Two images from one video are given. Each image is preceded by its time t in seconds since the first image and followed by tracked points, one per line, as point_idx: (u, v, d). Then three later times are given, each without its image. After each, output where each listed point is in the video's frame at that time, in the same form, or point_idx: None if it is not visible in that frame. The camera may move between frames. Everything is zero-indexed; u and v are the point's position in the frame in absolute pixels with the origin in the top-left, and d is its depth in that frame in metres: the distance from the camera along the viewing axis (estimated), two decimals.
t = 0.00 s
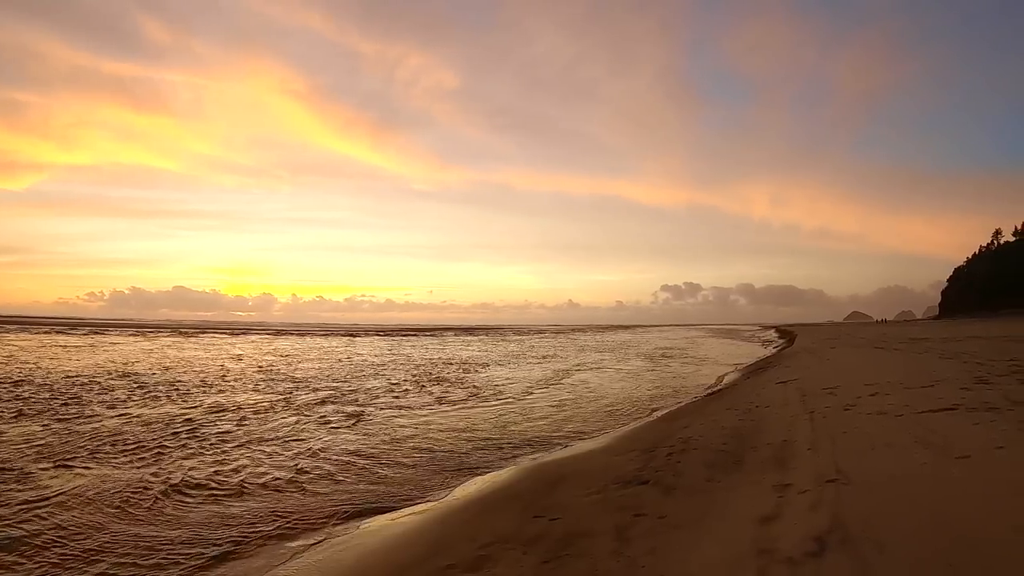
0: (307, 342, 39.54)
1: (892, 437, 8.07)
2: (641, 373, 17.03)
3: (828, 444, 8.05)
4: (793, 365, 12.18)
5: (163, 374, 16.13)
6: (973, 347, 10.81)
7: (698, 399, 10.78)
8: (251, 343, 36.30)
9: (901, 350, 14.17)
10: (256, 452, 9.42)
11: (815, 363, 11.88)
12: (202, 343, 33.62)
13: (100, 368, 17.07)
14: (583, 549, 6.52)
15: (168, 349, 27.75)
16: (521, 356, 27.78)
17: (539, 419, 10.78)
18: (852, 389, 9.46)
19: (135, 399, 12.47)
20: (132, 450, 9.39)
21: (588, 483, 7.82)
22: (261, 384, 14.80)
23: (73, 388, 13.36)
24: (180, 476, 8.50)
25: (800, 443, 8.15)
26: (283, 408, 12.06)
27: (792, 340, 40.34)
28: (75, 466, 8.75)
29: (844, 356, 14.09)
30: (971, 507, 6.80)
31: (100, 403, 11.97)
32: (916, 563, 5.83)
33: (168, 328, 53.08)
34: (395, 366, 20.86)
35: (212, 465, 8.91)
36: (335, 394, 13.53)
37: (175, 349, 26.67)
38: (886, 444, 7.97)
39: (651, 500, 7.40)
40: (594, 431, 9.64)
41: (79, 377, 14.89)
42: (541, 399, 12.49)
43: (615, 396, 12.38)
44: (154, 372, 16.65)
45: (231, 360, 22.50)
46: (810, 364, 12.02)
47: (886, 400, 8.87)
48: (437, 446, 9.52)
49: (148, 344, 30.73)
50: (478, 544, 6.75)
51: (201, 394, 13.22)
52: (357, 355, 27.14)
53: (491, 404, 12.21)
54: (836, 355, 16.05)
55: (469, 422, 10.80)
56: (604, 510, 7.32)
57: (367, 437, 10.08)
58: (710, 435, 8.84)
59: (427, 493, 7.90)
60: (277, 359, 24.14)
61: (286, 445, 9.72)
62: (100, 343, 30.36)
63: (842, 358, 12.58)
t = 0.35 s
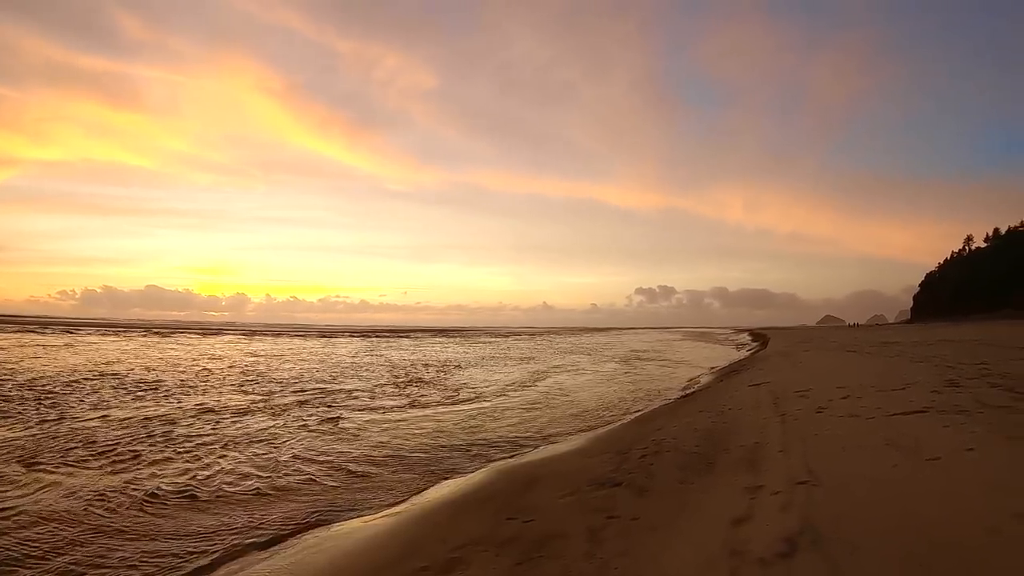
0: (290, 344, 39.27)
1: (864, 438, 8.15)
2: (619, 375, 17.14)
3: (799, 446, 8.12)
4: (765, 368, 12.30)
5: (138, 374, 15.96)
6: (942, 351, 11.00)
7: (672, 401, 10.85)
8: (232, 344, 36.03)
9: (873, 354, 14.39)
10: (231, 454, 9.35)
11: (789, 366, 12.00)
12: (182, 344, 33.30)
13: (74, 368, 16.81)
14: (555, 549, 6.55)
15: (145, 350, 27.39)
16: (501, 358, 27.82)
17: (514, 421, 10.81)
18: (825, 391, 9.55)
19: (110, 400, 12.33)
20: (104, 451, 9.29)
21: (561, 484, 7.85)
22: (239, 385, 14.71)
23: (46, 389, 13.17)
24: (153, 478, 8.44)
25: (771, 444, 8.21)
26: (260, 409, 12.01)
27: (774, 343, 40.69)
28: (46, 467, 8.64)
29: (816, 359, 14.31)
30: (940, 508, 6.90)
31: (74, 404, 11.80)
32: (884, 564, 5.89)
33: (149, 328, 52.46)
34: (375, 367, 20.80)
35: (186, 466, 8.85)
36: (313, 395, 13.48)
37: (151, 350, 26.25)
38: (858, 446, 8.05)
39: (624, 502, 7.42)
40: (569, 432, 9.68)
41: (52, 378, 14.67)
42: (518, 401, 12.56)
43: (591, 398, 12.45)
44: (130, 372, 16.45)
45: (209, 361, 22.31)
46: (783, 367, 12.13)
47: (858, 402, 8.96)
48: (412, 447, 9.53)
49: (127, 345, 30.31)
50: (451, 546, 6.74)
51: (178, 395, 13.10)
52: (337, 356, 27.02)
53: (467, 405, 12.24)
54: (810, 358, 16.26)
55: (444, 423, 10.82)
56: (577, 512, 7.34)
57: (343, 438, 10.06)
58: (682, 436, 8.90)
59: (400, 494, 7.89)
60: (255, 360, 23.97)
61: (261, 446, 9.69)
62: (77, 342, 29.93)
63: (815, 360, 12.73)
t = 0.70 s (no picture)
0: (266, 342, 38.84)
1: (826, 439, 8.26)
2: (589, 376, 17.27)
3: (761, 446, 8.20)
4: (731, 369, 12.44)
5: (103, 373, 15.65)
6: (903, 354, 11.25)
7: (639, 401, 10.94)
8: (208, 341, 35.55)
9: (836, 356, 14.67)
10: (198, 453, 9.28)
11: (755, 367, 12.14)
12: (155, 341, 32.73)
13: (36, 366, 16.44)
14: (519, 549, 6.57)
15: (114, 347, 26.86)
16: (472, 358, 27.81)
17: (481, 420, 10.84)
18: (788, 392, 9.66)
19: (75, 398, 12.09)
20: (66, 451, 9.13)
21: (526, 484, 7.88)
22: (209, 384, 14.54)
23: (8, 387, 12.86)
24: (115, 478, 8.33)
25: (734, 445, 8.29)
26: (230, 408, 11.90)
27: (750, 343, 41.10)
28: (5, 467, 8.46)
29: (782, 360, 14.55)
30: (898, 508, 7.03)
31: (38, 403, 11.58)
32: (843, 563, 5.98)
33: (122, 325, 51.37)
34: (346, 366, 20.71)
35: (150, 466, 8.75)
36: (284, 394, 13.41)
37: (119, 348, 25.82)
38: (820, 446, 8.15)
39: (589, 501, 7.47)
40: (535, 432, 9.72)
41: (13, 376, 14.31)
42: (486, 400, 12.59)
43: (560, 398, 12.51)
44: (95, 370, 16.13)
45: (177, 359, 21.98)
46: (749, 368, 12.28)
47: (821, 403, 9.08)
48: (378, 447, 9.52)
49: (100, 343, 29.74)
50: (416, 546, 6.73)
51: (145, 394, 12.93)
52: (308, 355, 26.79)
53: (437, 404, 12.25)
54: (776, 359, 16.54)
55: (411, 423, 10.81)
56: (541, 511, 7.37)
57: (310, 438, 10.01)
58: (647, 437, 8.96)
59: (366, 494, 7.87)
60: (226, 358, 23.68)
61: (228, 446, 9.61)
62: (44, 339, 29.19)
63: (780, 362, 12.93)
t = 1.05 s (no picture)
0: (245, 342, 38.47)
1: (793, 441, 8.35)
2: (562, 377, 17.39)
3: (727, 448, 8.28)
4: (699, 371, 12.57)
5: (71, 373, 15.36)
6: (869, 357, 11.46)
7: (608, 402, 11.01)
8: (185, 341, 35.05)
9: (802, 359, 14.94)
10: (167, 454, 9.18)
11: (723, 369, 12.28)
12: (130, 341, 32.18)
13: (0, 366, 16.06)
14: (486, 549, 6.57)
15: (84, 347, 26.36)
16: (445, 359, 27.85)
17: (450, 421, 10.85)
18: (755, 394, 9.77)
19: (42, 399, 11.87)
20: (29, 452, 8.97)
21: (493, 485, 7.89)
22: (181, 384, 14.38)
23: None
24: (79, 479, 8.21)
25: (701, 446, 8.36)
26: (201, 408, 11.80)
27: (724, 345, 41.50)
28: None
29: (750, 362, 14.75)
30: (863, 508, 7.12)
31: (5, 403, 11.36)
32: (807, 563, 6.04)
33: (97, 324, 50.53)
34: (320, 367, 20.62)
35: (116, 467, 8.64)
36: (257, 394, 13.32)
37: (88, 348, 25.34)
38: (786, 448, 8.24)
39: (557, 502, 7.49)
40: (503, 433, 9.76)
41: None
42: (458, 401, 12.63)
43: (532, 399, 12.55)
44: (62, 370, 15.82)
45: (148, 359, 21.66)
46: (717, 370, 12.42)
47: (787, 405, 9.19)
48: (348, 448, 9.51)
49: (73, 342, 29.19)
50: (383, 547, 6.70)
51: (115, 394, 12.74)
52: (281, 356, 26.62)
53: (408, 405, 12.25)
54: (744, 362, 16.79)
55: (381, 424, 10.80)
56: (509, 512, 7.38)
57: (279, 439, 9.95)
58: (615, 438, 9.01)
59: (334, 495, 7.84)
60: (198, 358, 23.40)
61: (197, 447, 9.53)
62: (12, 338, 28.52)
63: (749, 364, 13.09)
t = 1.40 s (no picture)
0: (224, 339, 38.07)
1: (762, 439, 8.42)
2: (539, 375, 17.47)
3: (697, 446, 8.33)
4: (671, 369, 12.64)
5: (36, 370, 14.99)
6: (839, 356, 11.62)
7: (580, 399, 11.04)
8: (160, 338, 34.49)
9: (774, 357, 15.11)
10: (137, 453, 9.08)
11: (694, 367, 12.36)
12: (103, 338, 31.57)
13: None
14: (456, 547, 6.56)
15: (56, 343, 25.88)
16: (422, 356, 27.80)
17: (422, 418, 10.85)
18: (726, 392, 9.85)
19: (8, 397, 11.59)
20: None
21: (464, 483, 7.89)
22: (154, 382, 14.18)
23: None
24: (43, 477, 8.06)
25: (671, 444, 8.40)
26: (174, 406, 11.65)
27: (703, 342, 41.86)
28: None
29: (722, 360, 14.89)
30: (830, 506, 7.20)
31: None
32: (774, 560, 6.09)
33: (73, 321, 49.66)
34: (296, 364, 20.51)
35: (82, 467, 8.49)
36: (231, 392, 13.18)
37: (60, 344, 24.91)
38: (756, 446, 8.31)
39: (527, 500, 7.50)
40: (474, 431, 9.75)
41: None
42: (430, 399, 12.60)
43: (505, 396, 12.56)
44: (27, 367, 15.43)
45: (119, 355, 21.30)
46: (687, 368, 12.49)
47: (757, 403, 9.29)
48: (318, 446, 9.45)
49: (47, 338, 28.66)
50: (353, 545, 6.65)
51: (84, 392, 12.51)
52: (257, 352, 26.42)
53: (381, 403, 12.22)
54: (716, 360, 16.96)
55: (352, 422, 10.76)
56: (479, 509, 7.37)
57: (249, 437, 9.86)
58: (585, 436, 9.03)
59: (303, 494, 7.80)
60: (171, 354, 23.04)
61: (166, 445, 9.41)
62: None
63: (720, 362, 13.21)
